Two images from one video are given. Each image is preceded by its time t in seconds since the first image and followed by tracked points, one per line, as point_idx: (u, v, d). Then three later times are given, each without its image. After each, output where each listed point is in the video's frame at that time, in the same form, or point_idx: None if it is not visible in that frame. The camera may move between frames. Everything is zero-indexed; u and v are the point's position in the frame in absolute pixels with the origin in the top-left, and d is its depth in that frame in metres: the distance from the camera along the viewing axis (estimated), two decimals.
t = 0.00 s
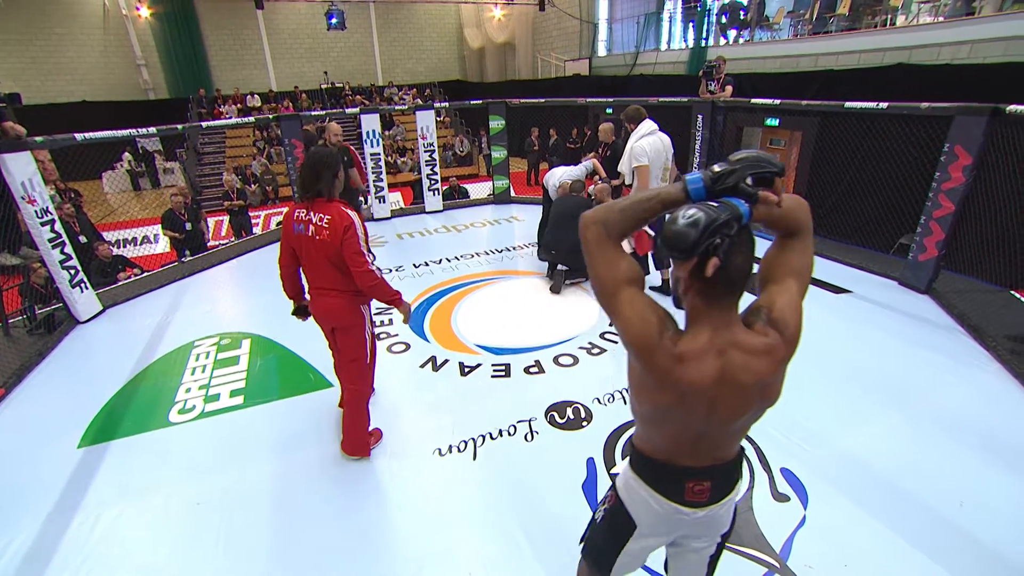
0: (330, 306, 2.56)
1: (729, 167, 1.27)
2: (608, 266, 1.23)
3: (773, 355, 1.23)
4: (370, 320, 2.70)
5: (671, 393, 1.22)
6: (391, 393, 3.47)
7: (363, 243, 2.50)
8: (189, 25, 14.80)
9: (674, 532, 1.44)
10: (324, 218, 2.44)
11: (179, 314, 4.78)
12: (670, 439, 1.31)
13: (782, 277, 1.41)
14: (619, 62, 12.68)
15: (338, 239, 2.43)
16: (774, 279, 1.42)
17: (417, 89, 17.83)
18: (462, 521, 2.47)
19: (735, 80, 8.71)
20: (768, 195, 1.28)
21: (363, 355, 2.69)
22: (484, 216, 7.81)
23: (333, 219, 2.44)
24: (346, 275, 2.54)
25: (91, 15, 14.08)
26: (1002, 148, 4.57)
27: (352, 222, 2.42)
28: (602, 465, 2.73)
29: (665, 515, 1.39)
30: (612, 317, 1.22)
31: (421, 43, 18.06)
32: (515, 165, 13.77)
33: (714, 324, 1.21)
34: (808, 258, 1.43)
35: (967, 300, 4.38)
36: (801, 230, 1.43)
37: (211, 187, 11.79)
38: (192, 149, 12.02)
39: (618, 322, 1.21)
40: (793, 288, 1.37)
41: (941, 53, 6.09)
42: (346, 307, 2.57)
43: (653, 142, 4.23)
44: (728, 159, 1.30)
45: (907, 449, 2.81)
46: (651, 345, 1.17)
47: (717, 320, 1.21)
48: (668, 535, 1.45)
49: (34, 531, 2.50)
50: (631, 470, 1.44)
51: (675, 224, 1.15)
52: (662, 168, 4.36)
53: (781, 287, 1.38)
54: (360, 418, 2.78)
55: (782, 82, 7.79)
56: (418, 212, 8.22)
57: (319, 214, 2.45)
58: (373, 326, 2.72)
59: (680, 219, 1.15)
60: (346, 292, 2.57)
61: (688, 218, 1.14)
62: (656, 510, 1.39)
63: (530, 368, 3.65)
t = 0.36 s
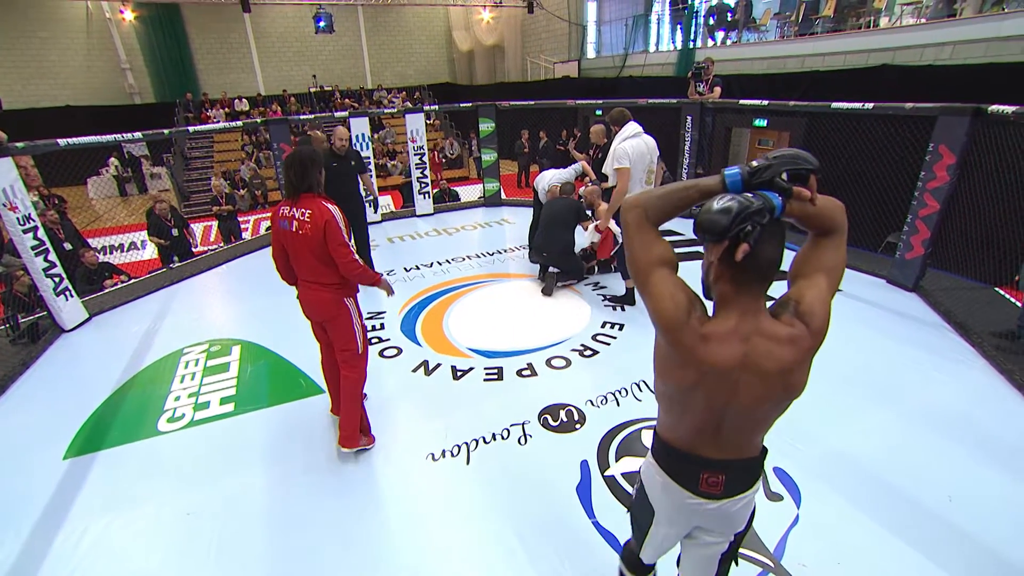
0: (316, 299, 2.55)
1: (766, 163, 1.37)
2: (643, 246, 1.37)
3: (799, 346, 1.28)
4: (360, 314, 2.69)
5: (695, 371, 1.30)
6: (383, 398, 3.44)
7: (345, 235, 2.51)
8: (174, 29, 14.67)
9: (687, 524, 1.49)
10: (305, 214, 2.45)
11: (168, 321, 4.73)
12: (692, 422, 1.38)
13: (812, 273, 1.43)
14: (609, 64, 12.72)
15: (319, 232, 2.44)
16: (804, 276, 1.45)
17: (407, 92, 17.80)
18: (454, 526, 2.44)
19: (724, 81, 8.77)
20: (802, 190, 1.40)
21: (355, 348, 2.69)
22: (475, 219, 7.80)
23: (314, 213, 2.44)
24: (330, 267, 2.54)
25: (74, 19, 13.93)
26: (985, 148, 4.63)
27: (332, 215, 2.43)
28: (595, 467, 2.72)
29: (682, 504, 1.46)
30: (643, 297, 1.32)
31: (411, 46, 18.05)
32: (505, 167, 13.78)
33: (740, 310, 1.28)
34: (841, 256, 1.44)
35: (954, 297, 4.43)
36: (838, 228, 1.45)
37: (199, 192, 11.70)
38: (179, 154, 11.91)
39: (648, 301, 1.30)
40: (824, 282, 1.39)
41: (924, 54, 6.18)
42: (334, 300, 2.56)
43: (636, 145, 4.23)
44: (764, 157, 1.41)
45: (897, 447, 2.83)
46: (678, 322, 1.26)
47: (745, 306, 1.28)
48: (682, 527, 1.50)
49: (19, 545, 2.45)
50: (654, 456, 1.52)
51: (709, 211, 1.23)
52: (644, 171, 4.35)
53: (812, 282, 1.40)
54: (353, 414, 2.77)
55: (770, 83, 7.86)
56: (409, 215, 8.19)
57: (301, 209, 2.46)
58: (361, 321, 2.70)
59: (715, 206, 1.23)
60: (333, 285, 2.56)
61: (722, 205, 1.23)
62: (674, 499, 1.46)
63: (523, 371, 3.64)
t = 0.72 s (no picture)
0: (306, 293, 2.52)
1: (770, 154, 1.46)
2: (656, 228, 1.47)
3: (795, 326, 1.35)
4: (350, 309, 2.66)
5: (695, 344, 1.40)
6: (376, 397, 3.42)
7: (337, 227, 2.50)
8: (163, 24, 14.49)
9: (692, 487, 1.57)
10: (293, 207, 2.42)
11: (158, 321, 4.67)
12: (692, 392, 1.47)
13: (815, 260, 1.47)
14: (602, 60, 12.69)
15: (309, 225, 2.41)
16: (808, 261, 1.47)
17: (400, 89, 17.69)
18: (448, 526, 2.43)
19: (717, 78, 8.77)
20: (801, 180, 1.46)
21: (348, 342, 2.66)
22: (468, 217, 7.77)
23: (302, 206, 2.41)
24: (322, 260, 2.52)
25: (60, 13, 13.72)
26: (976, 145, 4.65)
27: (321, 208, 2.40)
28: (590, 466, 2.71)
29: (684, 465, 1.54)
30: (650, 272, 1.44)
31: (403, 43, 17.96)
32: (499, 164, 13.74)
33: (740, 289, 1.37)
34: (847, 246, 1.47)
35: (945, 293, 4.46)
36: (845, 218, 1.49)
37: (189, 189, 11.58)
38: (169, 150, 11.77)
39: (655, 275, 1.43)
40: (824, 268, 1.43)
41: (915, 52, 6.21)
42: (325, 294, 2.53)
43: (628, 142, 4.22)
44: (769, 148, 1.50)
45: (890, 443, 2.84)
46: (680, 296, 1.37)
47: (745, 284, 1.36)
48: (687, 490, 1.58)
49: (5, 550, 2.40)
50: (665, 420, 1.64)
51: (706, 195, 1.34)
52: (636, 169, 4.33)
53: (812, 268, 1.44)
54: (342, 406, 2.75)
55: (763, 80, 7.87)
56: (402, 212, 8.15)
57: (290, 203, 2.43)
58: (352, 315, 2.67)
59: (713, 191, 1.34)
60: (324, 278, 2.54)
61: (719, 190, 1.33)
62: (677, 458, 1.56)
63: (517, 370, 3.63)
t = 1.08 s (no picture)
0: (277, 312, 2.47)
1: (752, 153, 1.53)
2: (655, 229, 1.50)
3: (792, 305, 1.44)
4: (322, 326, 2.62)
5: (706, 333, 1.45)
6: (357, 411, 3.36)
7: (304, 244, 2.44)
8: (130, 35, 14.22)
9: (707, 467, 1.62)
10: (260, 223, 2.36)
11: (129, 340, 4.52)
12: (703, 379, 1.52)
13: (796, 246, 1.58)
14: (577, 68, 12.81)
15: (275, 241, 2.36)
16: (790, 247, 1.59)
17: (376, 98, 17.61)
18: (433, 542, 2.37)
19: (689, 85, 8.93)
20: (784, 173, 1.54)
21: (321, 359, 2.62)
22: (447, 225, 7.74)
23: (269, 222, 2.36)
24: (287, 278, 2.46)
25: (20, 23, 13.32)
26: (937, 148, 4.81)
27: (287, 224, 2.35)
28: (576, 474, 2.69)
29: (697, 450, 1.59)
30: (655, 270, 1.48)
31: (379, 53, 17.94)
32: (477, 172, 13.74)
33: (741, 278, 1.43)
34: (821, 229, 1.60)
35: (915, 291, 4.57)
36: (817, 206, 1.61)
37: (160, 203, 11.30)
38: (138, 163, 11.49)
39: (661, 273, 1.47)
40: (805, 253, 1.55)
41: (877, 58, 6.44)
42: (294, 311, 2.49)
43: (605, 149, 4.26)
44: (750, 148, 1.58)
45: (868, 439, 2.89)
46: (688, 290, 1.42)
47: (744, 273, 1.43)
48: (701, 471, 1.64)
49: None
50: (668, 408, 1.67)
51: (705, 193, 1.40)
52: (614, 175, 4.35)
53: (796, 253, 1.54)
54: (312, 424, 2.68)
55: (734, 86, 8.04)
56: (380, 222, 8.08)
57: (255, 218, 2.36)
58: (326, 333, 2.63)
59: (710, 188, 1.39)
60: (291, 296, 2.48)
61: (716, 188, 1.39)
62: (688, 442, 1.60)
63: (499, 379, 3.60)
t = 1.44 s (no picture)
0: (219, 355, 2.29)
1: (766, 160, 1.58)
2: (689, 241, 1.48)
3: (802, 295, 1.58)
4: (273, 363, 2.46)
5: (743, 332, 1.52)
6: (322, 426, 3.27)
7: (247, 284, 2.25)
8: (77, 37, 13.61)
9: (727, 450, 1.73)
10: (199, 260, 2.16)
11: (74, 357, 4.29)
12: (732, 373, 1.60)
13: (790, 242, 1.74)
14: (541, 78, 12.95)
15: (215, 282, 2.16)
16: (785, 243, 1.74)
17: (340, 106, 17.39)
18: (401, 558, 2.33)
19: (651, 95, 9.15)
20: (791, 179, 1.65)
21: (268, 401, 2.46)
22: (414, 234, 7.68)
23: (209, 260, 2.16)
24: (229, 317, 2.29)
25: None
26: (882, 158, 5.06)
27: (230, 263, 2.16)
28: (546, 483, 2.70)
29: (722, 436, 1.67)
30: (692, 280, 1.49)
31: (342, 60, 17.73)
32: (443, 180, 13.69)
33: (765, 278, 1.52)
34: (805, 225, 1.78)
35: (867, 293, 4.79)
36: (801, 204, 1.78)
37: (109, 212, 10.82)
38: (86, 171, 10.96)
39: (699, 282, 1.48)
40: (799, 246, 1.75)
41: (826, 73, 6.76)
42: (235, 353, 2.31)
43: (570, 158, 4.31)
44: (761, 154, 1.61)
45: (825, 438, 2.99)
46: (728, 296, 1.47)
47: (767, 273, 1.53)
48: (722, 454, 1.73)
49: None
50: (688, 405, 1.70)
51: (746, 205, 1.43)
52: (579, 184, 4.40)
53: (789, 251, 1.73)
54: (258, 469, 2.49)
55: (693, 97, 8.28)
56: (345, 232, 7.95)
57: (194, 254, 2.17)
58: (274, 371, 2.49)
59: (750, 201, 1.43)
60: (234, 336, 2.30)
61: (755, 201, 1.43)
62: (715, 430, 1.67)
63: (468, 389, 3.58)
